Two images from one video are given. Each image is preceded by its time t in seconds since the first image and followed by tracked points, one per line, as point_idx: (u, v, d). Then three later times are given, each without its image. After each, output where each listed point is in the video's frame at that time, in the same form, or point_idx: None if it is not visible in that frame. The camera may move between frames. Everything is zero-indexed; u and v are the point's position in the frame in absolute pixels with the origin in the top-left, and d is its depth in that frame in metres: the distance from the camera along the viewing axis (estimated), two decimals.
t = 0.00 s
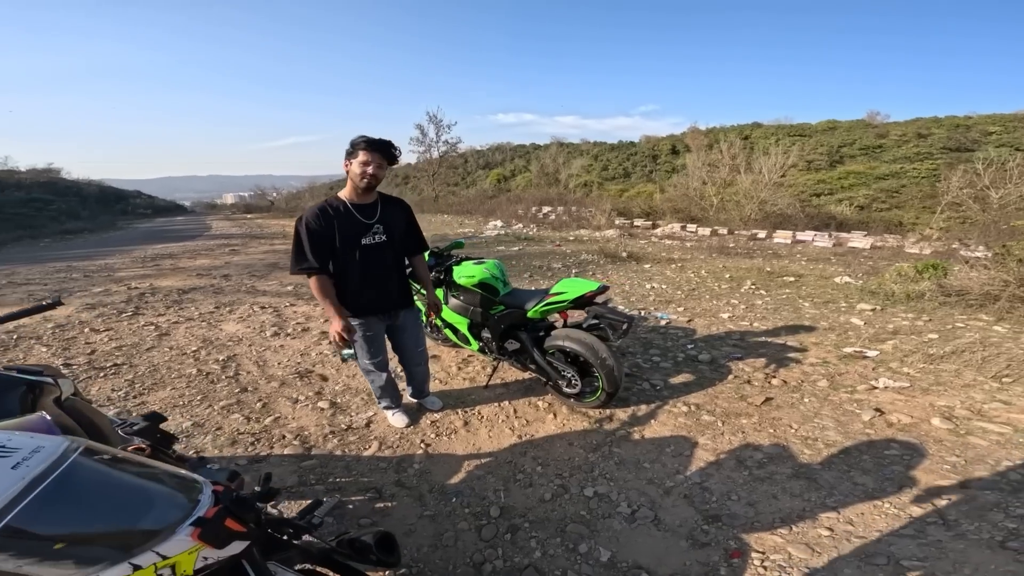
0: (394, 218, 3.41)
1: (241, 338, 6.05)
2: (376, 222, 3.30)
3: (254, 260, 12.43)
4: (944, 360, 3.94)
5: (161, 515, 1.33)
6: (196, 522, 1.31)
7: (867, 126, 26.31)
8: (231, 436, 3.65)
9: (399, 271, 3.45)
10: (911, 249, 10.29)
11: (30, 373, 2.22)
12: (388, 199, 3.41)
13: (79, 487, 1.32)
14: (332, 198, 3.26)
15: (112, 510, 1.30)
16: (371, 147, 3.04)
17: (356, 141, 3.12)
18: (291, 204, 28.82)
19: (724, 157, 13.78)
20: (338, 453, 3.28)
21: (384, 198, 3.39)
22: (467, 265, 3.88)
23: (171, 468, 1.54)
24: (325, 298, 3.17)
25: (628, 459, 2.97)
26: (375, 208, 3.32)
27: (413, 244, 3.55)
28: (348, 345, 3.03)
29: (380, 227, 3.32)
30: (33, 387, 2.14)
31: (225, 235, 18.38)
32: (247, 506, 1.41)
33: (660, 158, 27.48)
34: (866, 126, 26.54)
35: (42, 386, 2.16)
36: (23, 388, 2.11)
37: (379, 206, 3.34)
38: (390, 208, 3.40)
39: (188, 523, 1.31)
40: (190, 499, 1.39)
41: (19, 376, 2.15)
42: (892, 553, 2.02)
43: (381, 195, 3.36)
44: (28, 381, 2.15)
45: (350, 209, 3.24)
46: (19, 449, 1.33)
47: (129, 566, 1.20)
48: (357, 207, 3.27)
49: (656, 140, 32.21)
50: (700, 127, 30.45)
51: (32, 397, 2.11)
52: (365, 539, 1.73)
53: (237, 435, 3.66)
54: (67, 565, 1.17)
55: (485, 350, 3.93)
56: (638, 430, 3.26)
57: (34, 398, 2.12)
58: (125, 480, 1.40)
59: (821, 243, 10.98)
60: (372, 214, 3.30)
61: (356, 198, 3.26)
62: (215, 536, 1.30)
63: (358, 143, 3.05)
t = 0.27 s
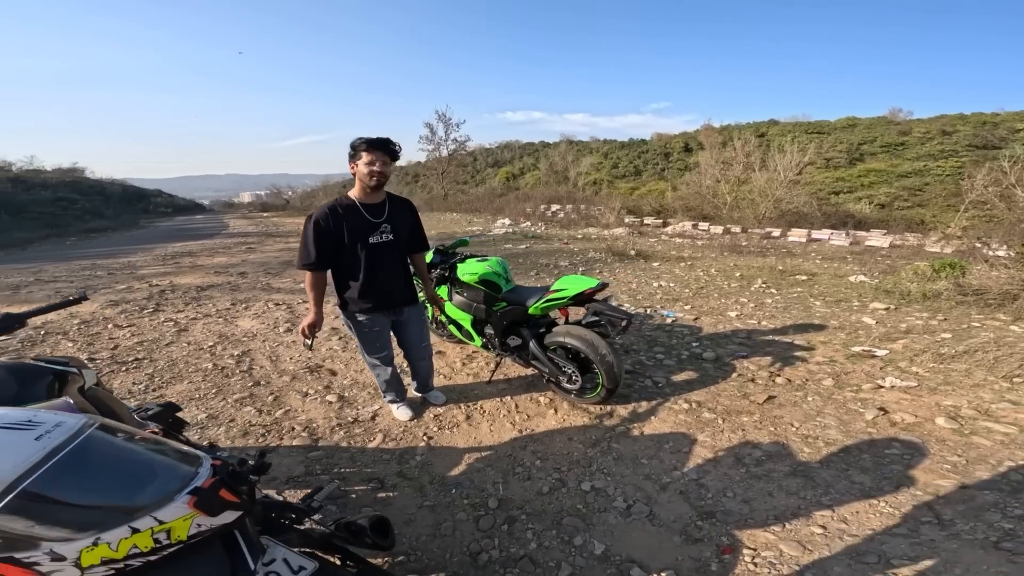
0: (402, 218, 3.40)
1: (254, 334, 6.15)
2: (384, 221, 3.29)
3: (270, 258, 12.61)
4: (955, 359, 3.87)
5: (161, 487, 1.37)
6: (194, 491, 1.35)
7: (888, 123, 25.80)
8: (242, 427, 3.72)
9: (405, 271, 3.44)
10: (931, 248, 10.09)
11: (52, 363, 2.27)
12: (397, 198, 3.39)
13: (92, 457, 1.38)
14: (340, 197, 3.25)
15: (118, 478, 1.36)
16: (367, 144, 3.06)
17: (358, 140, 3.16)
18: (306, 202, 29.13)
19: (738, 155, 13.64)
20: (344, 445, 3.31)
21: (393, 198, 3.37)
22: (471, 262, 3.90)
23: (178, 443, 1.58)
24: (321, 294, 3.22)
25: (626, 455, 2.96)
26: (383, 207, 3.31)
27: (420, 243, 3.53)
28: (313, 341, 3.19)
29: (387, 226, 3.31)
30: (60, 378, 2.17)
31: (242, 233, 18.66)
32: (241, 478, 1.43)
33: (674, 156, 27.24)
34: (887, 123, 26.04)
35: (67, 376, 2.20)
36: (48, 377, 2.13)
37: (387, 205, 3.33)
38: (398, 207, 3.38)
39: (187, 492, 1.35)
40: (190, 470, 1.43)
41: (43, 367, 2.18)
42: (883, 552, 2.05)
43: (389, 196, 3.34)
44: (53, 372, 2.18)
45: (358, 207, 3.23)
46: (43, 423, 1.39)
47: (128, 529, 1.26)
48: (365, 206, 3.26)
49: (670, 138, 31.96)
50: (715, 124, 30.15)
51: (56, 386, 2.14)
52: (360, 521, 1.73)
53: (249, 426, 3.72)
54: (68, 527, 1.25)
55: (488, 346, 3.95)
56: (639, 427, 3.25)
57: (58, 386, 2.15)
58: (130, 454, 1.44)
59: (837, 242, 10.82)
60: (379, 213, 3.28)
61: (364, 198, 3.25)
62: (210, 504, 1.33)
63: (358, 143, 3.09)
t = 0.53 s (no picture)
0: (396, 209, 3.38)
1: (256, 326, 6.16)
2: (377, 213, 3.28)
3: (277, 251, 12.66)
4: (965, 359, 3.78)
5: (102, 467, 1.38)
6: (136, 474, 1.34)
7: (908, 120, 25.33)
8: (238, 417, 3.74)
9: (400, 262, 3.44)
10: (947, 247, 9.88)
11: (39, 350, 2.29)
12: (391, 189, 3.37)
13: (40, 440, 1.42)
14: (335, 188, 3.25)
15: (60, 459, 1.37)
16: (382, 138, 3.04)
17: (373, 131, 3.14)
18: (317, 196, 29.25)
19: (750, 150, 13.44)
20: (339, 436, 3.34)
21: (387, 188, 3.35)
22: (470, 254, 3.87)
23: (136, 427, 1.59)
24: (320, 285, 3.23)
25: (623, 452, 2.92)
26: (377, 198, 3.31)
27: (415, 234, 3.51)
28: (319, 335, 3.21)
29: (380, 217, 3.30)
30: (47, 366, 2.19)
31: (252, 226, 18.78)
32: (191, 462, 1.39)
33: (685, 152, 26.97)
34: (906, 120, 25.55)
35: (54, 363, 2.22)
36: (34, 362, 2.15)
37: (381, 196, 3.31)
38: (392, 198, 3.37)
39: (126, 474, 1.35)
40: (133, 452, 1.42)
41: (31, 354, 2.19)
42: (878, 556, 2.02)
43: (383, 185, 3.33)
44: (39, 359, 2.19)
45: (352, 198, 3.22)
46: None
47: (58, 510, 1.28)
48: (359, 198, 3.26)
49: (682, 133, 31.63)
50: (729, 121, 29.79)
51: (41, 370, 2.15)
52: (340, 510, 1.67)
53: (245, 416, 3.74)
54: (5, 504, 1.28)
55: (487, 339, 3.91)
56: (636, 423, 3.21)
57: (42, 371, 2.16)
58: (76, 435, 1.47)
59: (849, 240, 10.64)
60: (373, 204, 3.27)
61: (360, 187, 3.23)
62: (151, 487, 1.33)
63: (371, 134, 3.06)
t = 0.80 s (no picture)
0: (388, 203, 3.39)
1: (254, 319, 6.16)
2: (369, 206, 3.28)
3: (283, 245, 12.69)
4: (977, 368, 3.65)
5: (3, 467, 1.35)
6: (35, 478, 1.31)
7: (930, 125, 24.83)
8: (224, 412, 3.73)
9: (390, 256, 3.46)
10: (965, 253, 9.65)
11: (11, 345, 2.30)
12: (384, 183, 3.38)
13: None
14: (325, 181, 3.21)
15: None
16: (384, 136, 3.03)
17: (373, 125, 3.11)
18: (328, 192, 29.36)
19: (764, 152, 13.23)
20: (324, 434, 3.37)
21: (379, 182, 3.35)
22: (467, 252, 3.82)
23: (48, 430, 1.56)
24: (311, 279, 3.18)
25: (617, 459, 2.85)
26: (368, 192, 3.30)
27: (407, 229, 3.52)
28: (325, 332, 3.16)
29: (373, 211, 3.30)
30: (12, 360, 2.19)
31: (261, 220, 18.87)
32: (102, 468, 1.33)
33: (696, 154, 26.75)
34: (928, 124, 25.05)
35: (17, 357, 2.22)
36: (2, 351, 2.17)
37: (373, 190, 3.31)
38: (384, 192, 3.37)
39: (25, 477, 1.31)
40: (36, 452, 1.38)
41: None
42: None
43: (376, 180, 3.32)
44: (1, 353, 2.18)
45: (344, 191, 3.22)
46: None
47: None
48: (351, 191, 3.24)
49: (696, 134, 31.32)
50: (744, 122, 29.45)
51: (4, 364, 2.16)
52: (306, 514, 1.62)
53: (231, 412, 3.74)
54: None
55: (482, 338, 3.88)
56: (632, 429, 3.14)
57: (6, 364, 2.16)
58: None
59: (863, 245, 10.44)
60: (365, 197, 3.28)
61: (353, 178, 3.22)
62: (50, 491, 1.29)
63: (374, 130, 3.04)
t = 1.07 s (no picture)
0: (392, 202, 3.32)
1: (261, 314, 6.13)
2: (375, 204, 3.21)
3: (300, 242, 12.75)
4: (1010, 391, 3.43)
5: None
6: None
7: (971, 137, 24.08)
8: (214, 409, 3.68)
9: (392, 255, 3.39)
10: (1001, 269, 9.26)
11: None
12: (389, 181, 3.30)
13: None
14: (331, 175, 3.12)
15: None
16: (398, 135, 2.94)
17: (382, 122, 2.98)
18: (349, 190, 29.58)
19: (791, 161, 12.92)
20: (314, 435, 3.31)
21: (384, 180, 3.26)
22: (472, 254, 3.72)
23: None
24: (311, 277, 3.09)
25: (616, 478, 2.72)
26: (374, 190, 3.22)
27: (408, 229, 3.46)
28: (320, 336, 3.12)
29: (378, 209, 3.22)
30: None
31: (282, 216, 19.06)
32: None
33: (719, 162, 26.36)
34: (969, 137, 24.29)
35: None
36: None
37: (379, 187, 3.23)
38: (389, 191, 3.30)
39: None
40: None
41: None
42: None
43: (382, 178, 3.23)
44: None
45: (350, 186, 3.13)
46: None
47: None
48: (357, 188, 3.16)
49: (722, 142, 30.89)
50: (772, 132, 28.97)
51: None
52: (267, 526, 1.71)
53: (221, 408, 3.69)
54: None
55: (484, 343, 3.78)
56: (634, 446, 3.00)
57: None
58: None
59: (893, 258, 10.11)
60: (370, 195, 3.19)
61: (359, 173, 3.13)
62: None
63: (387, 126, 2.93)
